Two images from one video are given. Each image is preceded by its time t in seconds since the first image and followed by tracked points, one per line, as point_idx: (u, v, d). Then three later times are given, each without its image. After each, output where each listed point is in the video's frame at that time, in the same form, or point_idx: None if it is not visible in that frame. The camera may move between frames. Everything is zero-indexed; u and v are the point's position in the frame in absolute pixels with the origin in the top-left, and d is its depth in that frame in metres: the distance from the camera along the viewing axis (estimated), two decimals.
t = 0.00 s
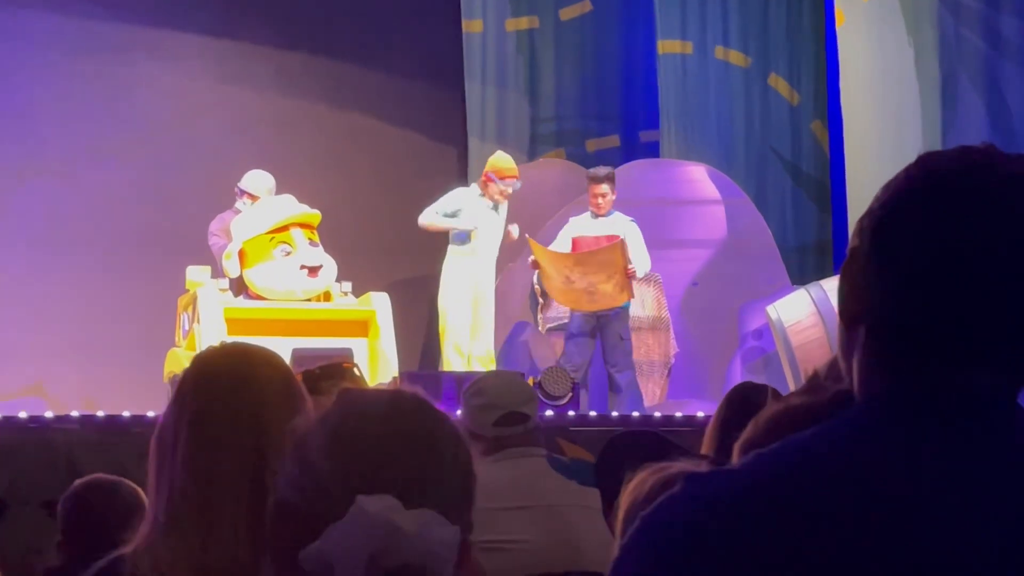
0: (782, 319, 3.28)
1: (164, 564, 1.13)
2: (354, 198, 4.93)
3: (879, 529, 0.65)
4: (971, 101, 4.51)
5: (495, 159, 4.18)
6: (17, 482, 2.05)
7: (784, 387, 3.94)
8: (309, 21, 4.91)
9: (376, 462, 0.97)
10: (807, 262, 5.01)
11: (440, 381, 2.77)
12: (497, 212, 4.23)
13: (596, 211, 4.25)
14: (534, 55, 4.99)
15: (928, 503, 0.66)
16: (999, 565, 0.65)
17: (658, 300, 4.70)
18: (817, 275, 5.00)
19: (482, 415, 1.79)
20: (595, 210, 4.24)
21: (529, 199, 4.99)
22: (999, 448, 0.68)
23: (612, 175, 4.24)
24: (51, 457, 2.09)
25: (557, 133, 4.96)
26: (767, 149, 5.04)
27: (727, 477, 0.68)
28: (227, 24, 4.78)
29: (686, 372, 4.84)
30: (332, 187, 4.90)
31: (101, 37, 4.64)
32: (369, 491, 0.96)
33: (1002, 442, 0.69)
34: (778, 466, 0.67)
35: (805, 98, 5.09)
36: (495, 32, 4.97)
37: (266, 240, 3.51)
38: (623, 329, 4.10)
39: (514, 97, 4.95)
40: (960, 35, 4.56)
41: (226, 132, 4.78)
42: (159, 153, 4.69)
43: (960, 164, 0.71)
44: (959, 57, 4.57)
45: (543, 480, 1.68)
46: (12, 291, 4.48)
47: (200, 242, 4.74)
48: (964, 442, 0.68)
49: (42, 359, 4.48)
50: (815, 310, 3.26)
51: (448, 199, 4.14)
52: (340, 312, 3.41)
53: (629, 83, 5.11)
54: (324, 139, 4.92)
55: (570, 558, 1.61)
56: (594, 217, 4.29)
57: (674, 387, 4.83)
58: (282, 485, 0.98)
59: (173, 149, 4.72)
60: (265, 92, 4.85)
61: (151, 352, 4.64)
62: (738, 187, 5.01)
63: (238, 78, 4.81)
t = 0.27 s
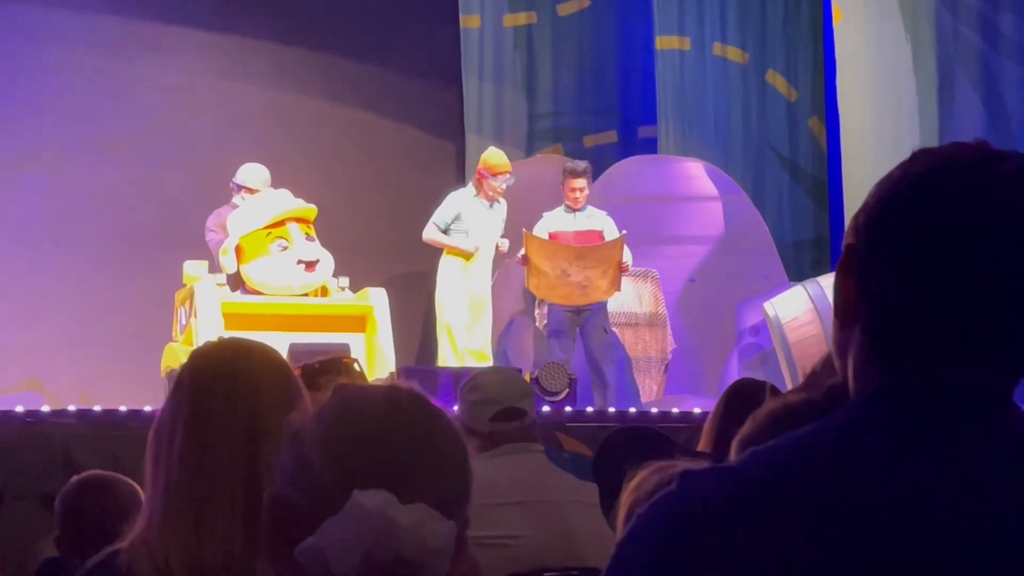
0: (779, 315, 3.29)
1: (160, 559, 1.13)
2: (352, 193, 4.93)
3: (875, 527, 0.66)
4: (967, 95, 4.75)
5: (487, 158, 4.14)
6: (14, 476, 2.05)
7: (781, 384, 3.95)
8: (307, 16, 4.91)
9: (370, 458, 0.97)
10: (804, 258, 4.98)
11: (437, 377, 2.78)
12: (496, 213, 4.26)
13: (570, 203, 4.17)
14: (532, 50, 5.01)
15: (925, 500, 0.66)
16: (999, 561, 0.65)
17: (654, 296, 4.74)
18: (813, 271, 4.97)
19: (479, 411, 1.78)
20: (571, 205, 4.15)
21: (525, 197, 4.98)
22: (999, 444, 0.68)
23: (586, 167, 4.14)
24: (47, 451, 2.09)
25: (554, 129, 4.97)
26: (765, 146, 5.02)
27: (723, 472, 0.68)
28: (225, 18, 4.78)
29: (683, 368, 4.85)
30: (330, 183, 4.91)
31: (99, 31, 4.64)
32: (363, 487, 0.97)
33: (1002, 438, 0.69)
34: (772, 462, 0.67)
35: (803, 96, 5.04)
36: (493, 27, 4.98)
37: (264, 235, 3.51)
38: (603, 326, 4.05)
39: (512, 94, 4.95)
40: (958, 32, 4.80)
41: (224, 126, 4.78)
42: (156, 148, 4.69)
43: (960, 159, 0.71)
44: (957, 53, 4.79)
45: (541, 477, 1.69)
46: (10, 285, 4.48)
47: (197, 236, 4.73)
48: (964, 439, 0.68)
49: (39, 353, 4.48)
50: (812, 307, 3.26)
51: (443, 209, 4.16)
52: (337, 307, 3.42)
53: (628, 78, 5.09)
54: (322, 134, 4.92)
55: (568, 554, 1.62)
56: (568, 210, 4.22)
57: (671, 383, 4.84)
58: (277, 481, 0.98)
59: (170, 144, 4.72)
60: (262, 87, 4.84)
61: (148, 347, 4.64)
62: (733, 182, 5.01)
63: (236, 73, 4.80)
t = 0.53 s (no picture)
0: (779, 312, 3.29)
1: (158, 551, 1.14)
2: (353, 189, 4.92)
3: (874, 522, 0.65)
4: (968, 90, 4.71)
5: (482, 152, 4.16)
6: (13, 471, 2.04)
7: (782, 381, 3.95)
8: (308, 11, 4.91)
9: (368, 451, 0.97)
10: (804, 256, 5.01)
11: (437, 372, 2.78)
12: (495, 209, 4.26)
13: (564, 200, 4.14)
14: (533, 47, 5.02)
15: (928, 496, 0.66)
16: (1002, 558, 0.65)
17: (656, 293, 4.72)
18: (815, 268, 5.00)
19: (479, 405, 1.79)
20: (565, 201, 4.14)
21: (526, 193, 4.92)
22: (1004, 441, 0.68)
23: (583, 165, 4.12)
24: (48, 446, 2.09)
25: (554, 126, 4.99)
26: (766, 143, 5.05)
27: (720, 467, 0.68)
28: (226, 13, 4.78)
29: (683, 364, 4.85)
30: (331, 178, 4.90)
31: (100, 26, 4.64)
32: (361, 479, 0.97)
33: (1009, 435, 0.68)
34: (769, 457, 0.68)
35: (804, 93, 5.08)
36: (494, 24, 4.99)
37: (265, 231, 3.51)
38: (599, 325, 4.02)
39: (511, 93, 4.98)
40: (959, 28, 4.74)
41: (225, 122, 4.78)
42: (157, 143, 4.68)
43: (957, 155, 0.72)
44: (957, 48, 4.74)
45: (540, 471, 1.69)
46: (11, 280, 4.48)
47: (198, 232, 4.73)
48: (968, 436, 0.67)
49: (40, 348, 4.48)
50: (813, 304, 3.26)
51: (443, 208, 4.15)
52: (338, 303, 3.41)
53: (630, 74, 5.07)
54: (323, 130, 4.91)
55: (565, 550, 1.60)
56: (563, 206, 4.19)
57: (672, 379, 4.84)
58: (275, 473, 0.99)
59: (171, 139, 4.71)
60: (264, 82, 4.84)
61: (148, 342, 4.64)
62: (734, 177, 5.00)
63: (237, 68, 4.80)
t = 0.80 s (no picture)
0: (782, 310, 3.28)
1: (160, 548, 1.13)
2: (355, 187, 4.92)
3: (873, 520, 0.65)
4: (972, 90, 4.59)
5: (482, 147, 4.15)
6: (15, 469, 2.04)
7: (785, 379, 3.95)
8: (310, 10, 4.91)
9: (370, 446, 0.97)
10: (808, 252, 5.01)
11: (439, 369, 2.78)
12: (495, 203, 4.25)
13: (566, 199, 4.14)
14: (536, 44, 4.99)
15: (925, 493, 0.65)
16: (1006, 556, 0.65)
17: (658, 291, 4.71)
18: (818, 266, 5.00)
19: (481, 403, 1.79)
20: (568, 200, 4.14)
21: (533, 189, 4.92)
22: (1000, 438, 0.67)
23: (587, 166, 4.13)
24: (50, 444, 2.09)
25: (558, 123, 4.96)
26: (769, 140, 5.05)
27: (723, 463, 0.68)
28: (228, 11, 4.78)
29: (686, 362, 4.85)
30: (333, 176, 4.90)
31: (102, 24, 4.64)
32: (363, 476, 0.96)
33: (1005, 433, 0.68)
34: (774, 454, 0.67)
35: (808, 91, 5.09)
36: (497, 21, 4.96)
37: (267, 230, 3.51)
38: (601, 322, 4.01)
39: (514, 89, 4.94)
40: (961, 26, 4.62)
41: (226, 120, 4.77)
42: (159, 141, 4.68)
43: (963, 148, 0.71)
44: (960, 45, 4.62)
45: (542, 469, 1.68)
46: (13, 278, 4.48)
47: (200, 230, 4.73)
48: (964, 432, 0.67)
49: (42, 346, 4.48)
50: (815, 302, 3.25)
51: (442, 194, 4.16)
52: (340, 301, 3.41)
53: (631, 72, 5.08)
54: (325, 128, 4.91)
55: (568, 548, 1.61)
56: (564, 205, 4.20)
57: (673, 378, 4.84)
58: (276, 469, 0.98)
59: (173, 137, 4.71)
60: (265, 80, 4.83)
61: (150, 340, 4.64)
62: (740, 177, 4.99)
63: (239, 66, 4.80)
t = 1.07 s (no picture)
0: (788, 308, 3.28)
1: (164, 546, 1.13)
2: (360, 186, 4.92)
3: (870, 517, 0.65)
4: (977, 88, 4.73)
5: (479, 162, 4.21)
6: (21, 468, 2.05)
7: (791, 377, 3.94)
8: (314, 9, 4.90)
9: (376, 444, 0.97)
10: (814, 250, 5.08)
11: (445, 367, 2.77)
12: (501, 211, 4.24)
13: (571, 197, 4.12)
14: (542, 43, 4.98)
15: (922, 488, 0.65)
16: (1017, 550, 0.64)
17: (664, 289, 4.69)
18: (824, 264, 5.08)
19: (488, 401, 1.80)
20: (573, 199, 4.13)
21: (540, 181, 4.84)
22: (1001, 434, 0.66)
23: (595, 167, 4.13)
24: (56, 443, 2.10)
25: (563, 121, 4.97)
26: (775, 138, 5.07)
27: (728, 461, 0.68)
28: (233, 11, 4.79)
29: (692, 360, 4.83)
30: (338, 175, 4.90)
31: (108, 24, 4.65)
32: (368, 473, 0.97)
33: (1005, 426, 0.67)
34: (776, 450, 0.68)
35: (813, 89, 5.13)
36: (502, 20, 4.95)
37: (273, 229, 3.51)
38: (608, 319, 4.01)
39: (520, 87, 4.94)
40: (968, 24, 4.75)
41: (231, 119, 4.78)
42: (164, 140, 4.69)
43: (962, 148, 0.74)
44: (966, 44, 4.74)
45: (550, 467, 1.68)
46: (20, 277, 4.49)
47: (205, 229, 4.74)
48: (963, 428, 0.67)
49: (47, 344, 4.48)
50: (822, 300, 3.25)
51: (454, 221, 4.14)
52: (346, 300, 3.41)
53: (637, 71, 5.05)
54: (330, 127, 4.91)
55: (578, 544, 1.61)
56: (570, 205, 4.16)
57: (680, 376, 4.83)
58: (282, 466, 0.99)
59: (178, 136, 4.72)
60: (270, 80, 4.84)
61: (156, 339, 4.64)
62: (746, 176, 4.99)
63: (244, 65, 4.80)
